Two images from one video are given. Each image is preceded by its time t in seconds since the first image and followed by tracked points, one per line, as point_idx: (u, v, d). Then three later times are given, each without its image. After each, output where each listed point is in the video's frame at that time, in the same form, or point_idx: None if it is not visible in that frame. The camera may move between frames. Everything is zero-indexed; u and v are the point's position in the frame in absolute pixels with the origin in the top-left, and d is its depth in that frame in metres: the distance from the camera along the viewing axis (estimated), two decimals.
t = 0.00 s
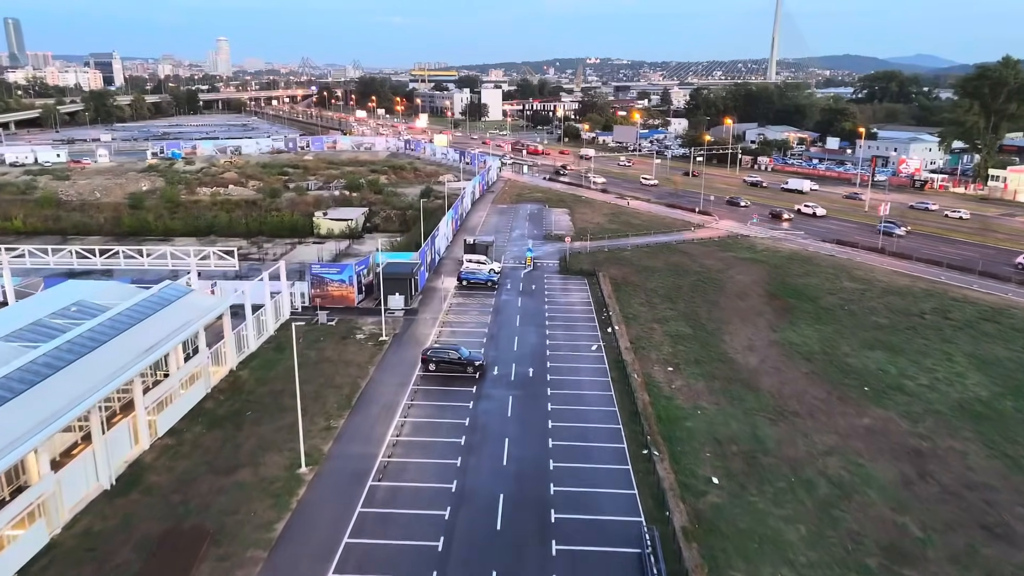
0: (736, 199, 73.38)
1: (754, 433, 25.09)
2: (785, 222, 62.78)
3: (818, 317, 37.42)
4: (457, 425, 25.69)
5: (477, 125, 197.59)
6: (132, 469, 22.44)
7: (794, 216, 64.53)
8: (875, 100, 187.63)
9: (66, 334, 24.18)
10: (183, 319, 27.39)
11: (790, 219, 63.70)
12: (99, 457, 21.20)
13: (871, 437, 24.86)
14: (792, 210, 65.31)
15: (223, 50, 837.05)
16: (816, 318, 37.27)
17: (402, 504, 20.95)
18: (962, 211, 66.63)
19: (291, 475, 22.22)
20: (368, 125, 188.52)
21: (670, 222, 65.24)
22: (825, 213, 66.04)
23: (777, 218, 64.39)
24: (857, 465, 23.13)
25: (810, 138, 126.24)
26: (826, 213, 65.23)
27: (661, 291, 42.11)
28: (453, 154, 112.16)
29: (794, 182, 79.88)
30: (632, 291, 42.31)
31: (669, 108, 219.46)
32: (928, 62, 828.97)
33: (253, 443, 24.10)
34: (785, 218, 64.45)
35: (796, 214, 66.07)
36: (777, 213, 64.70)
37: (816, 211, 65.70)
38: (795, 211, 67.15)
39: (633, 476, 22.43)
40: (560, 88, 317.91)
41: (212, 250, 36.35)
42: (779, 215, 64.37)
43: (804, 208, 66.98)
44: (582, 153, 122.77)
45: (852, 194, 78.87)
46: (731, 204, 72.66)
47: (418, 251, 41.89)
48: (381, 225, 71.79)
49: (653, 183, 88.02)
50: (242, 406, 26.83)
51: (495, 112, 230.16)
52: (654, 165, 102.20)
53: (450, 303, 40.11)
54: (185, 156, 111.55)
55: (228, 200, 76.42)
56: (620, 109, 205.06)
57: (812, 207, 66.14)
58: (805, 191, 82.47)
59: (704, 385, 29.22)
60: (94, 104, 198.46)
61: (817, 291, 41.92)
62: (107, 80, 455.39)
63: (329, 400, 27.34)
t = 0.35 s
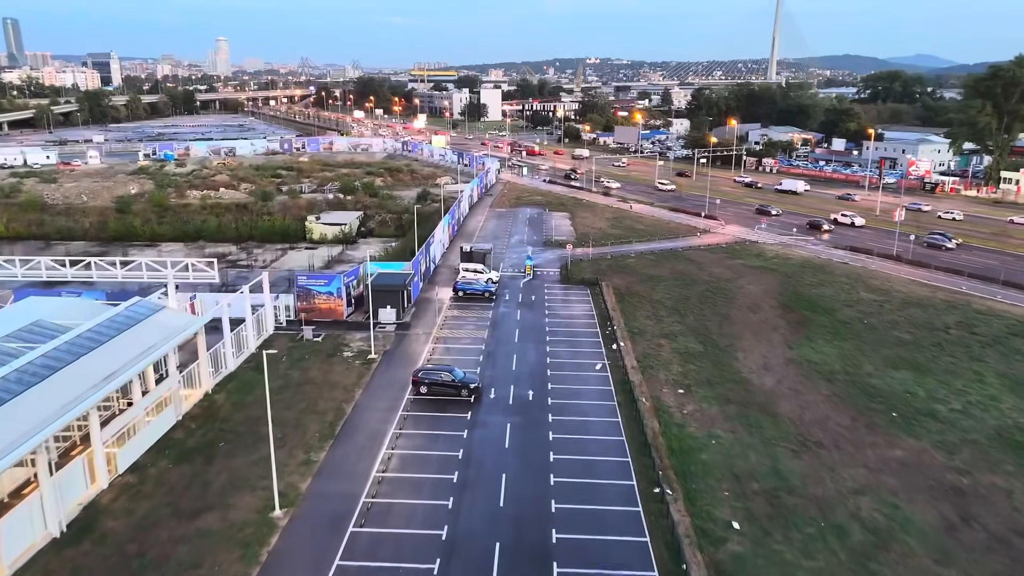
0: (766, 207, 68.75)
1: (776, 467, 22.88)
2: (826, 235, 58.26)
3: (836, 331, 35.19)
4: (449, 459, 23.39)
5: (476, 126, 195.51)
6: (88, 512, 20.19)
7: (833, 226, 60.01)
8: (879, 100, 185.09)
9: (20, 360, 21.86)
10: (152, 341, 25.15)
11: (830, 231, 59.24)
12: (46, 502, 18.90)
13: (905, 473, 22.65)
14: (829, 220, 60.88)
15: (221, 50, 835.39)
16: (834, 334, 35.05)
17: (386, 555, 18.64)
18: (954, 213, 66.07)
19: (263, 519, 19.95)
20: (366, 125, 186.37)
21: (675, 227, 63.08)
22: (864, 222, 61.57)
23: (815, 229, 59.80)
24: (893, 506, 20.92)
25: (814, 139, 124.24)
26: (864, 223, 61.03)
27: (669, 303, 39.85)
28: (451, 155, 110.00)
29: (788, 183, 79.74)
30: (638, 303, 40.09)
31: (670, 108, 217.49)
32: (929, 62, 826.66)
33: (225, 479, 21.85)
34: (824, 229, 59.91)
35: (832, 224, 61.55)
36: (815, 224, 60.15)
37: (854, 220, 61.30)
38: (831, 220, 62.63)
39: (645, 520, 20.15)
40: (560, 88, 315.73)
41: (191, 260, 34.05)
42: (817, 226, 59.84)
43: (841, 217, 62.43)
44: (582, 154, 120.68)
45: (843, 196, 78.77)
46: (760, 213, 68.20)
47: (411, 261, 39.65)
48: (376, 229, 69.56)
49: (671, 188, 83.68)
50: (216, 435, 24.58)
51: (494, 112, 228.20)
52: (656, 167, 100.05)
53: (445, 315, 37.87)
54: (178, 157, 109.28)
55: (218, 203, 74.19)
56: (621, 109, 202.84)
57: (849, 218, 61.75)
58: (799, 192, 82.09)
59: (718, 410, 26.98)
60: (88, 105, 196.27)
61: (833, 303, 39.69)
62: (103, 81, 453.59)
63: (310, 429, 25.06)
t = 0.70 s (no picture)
0: (801, 216, 64.26)
1: (803, 510, 20.61)
2: (873, 247, 53.54)
3: (856, 349, 33.00)
4: (440, 500, 21.09)
5: (475, 126, 193.61)
6: (30, 567, 17.88)
7: (880, 238, 55.23)
8: (883, 100, 182.97)
9: None
10: (114, 366, 22.71)
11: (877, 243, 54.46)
12: None
13: (947, 517, 20.41)
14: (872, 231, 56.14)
15: (220, 50, 834.28)
16: (856, 351, 32.79)
17: None
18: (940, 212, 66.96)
19: (227, 575, 17.65)
20: (364, 126, 184.21)
21: (681, 232, 60.88)
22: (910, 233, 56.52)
23: (860, 242, 55.05)
24: (937, 556, 18.66)
25: (819, 141, 122.34)
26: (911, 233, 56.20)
27: (677, 318, 37.61)
28: (450, 156, 107.83)
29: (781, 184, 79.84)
30: (645, 318, 37.84)
31: (671, 108, 215.55)
32: (930, 62, 824.75)
33: (188, 525, 19.55)
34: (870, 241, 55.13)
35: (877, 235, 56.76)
36: (859, 236, 55.40)
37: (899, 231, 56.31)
38: (874, 231, 57.84)
39: None
40: (559, 88, 313.63)
41: (166, 271, 31.70)
42: (862, 238, 54.98)
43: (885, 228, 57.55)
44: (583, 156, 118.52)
45: (835, 197, 78.37)
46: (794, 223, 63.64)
47: (404, 271, 37.39)
48: (371, 234, 67.33)
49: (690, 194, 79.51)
50: (183, 471, 22.28)
51: (494, 112, 226.15)
52: (659, 170, 98.03)
53: (439, 330, 35.60)
54: (170, 159, 107.08)
55: (209, 206, 71.88)
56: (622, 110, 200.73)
57: (894, 227, 56.86)
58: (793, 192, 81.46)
59: (736, 441, 24.72)
60: (83, 105, 194.15)
61: (851, 316, 37.50)
62: (101, 81, 452.24)
63: (287, 464, 22.76)
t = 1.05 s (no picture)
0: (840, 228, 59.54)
1: (834, 563, 18.39)
2: (927, 263, 48.84)
3: (880, 370, 30.78)
4: (427, 550, 18.86)
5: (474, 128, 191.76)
6: None
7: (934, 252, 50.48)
8: (887, 101, 180.27)
9: None
10: (66, 398, 20.41)
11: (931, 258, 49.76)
12: None
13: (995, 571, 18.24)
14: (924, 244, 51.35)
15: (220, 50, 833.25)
16: (879, 373, 30.58)
17: None
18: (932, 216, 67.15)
19: None
20: (361, 127, 181.97)
21: (686, 239, 58.73)
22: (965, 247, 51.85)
23: (913, 256, 50.28)
24: None
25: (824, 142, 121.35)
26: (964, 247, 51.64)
27: (686, 334, 35.46)
28: (448, 159, 105.88)
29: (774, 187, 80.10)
30: (651, 335, 35.62)
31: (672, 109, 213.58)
32: (932, 62, 822.11)
33: None
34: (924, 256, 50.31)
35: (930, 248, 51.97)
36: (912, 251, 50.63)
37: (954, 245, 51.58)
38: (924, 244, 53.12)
39: None
40: (559, 88, 311.40)
41: (137, 286, 29.41)
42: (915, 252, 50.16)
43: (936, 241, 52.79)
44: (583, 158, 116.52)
45: (828, 197, 78.47)
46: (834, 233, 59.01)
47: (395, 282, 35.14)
48: (365, 240, 65.12)
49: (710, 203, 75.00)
50: (143, 515, 20.04)
51: (494, 113, 224.26)
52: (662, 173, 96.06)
53: (431, 347, 33.30)
54: (163, 161, 104.94)
55: (198, 210, 69.62)
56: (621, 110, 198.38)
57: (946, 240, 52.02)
58: (786, 194, 81.61)
59: (754, 477, 22.53)
60: (78, 105, 192.25)
61: (870, 333, 35.40)
62: (99, 82, 450.95)
63: (259, 506, 20.52)
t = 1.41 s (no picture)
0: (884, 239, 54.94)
1: None
2: (993, 284, 44.61)
3: (899, 394, 28.69)
4: None
5: (474, 129, 190.23)
6: None
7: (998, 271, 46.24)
8: (893, 101, 177.75)
9: None
10: None
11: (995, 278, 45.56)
12: None
13: None
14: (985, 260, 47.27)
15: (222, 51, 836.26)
16: (899, 397, 28.49)
17: None
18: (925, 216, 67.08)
19: None
20: (360, 128, 180.52)
21: (689, 246, 56.72)
22: None
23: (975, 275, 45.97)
24: None
25: (828, 142, 120.49)
26: None
27: (690, 351, 33.35)
28: (446, 161, 104.36)
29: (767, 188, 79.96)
30: (654, 352, 33.51)
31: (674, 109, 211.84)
32: (935, 63, 818.48)
33: None
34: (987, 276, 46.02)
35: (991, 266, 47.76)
36: (973, 269, 46.30)
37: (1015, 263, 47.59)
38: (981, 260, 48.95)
39: None
40: (560, 89, 309.25)
41: (99, 302, 27.24)
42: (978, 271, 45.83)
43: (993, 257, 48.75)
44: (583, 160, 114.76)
45: (819, 198, 78.55)
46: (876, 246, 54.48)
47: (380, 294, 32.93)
48: (358, 245, 63.13)
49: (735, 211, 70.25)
50: (86, 565, 17.92)
51: (494, 113, 222.60)
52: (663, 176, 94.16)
53: (418, 364, 31.06)
54: (155, 163, 103.17)
55: (186, 213, 67.65)
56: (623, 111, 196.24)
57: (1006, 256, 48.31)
58: (779, 195, 81.38)
59: (766, 519, 20.40)
60: (75, 106, 191.55)
61: (886, 352, 33.33)
62: (100, 81, 451.69)
63: (216, 555, 18.41)
